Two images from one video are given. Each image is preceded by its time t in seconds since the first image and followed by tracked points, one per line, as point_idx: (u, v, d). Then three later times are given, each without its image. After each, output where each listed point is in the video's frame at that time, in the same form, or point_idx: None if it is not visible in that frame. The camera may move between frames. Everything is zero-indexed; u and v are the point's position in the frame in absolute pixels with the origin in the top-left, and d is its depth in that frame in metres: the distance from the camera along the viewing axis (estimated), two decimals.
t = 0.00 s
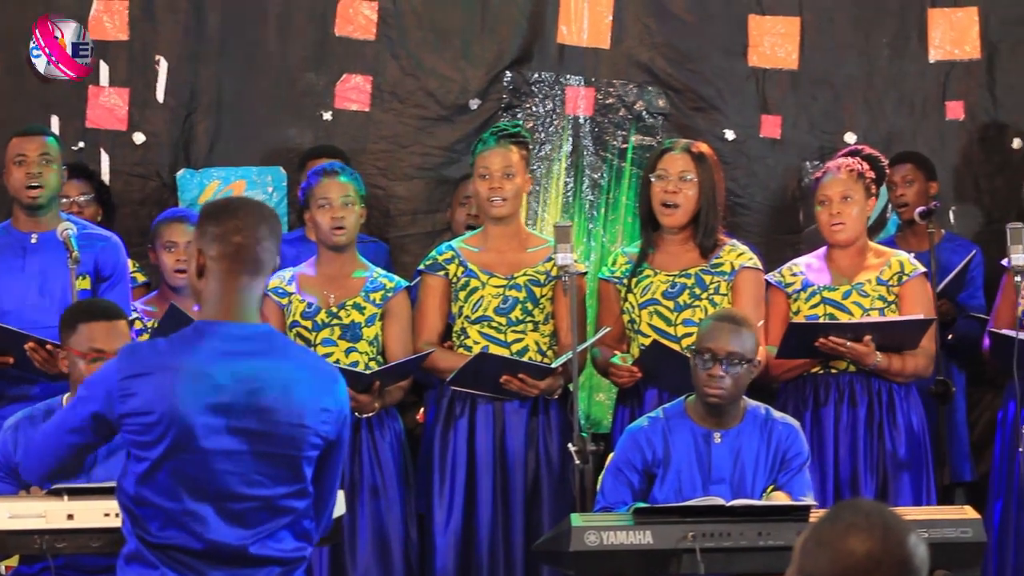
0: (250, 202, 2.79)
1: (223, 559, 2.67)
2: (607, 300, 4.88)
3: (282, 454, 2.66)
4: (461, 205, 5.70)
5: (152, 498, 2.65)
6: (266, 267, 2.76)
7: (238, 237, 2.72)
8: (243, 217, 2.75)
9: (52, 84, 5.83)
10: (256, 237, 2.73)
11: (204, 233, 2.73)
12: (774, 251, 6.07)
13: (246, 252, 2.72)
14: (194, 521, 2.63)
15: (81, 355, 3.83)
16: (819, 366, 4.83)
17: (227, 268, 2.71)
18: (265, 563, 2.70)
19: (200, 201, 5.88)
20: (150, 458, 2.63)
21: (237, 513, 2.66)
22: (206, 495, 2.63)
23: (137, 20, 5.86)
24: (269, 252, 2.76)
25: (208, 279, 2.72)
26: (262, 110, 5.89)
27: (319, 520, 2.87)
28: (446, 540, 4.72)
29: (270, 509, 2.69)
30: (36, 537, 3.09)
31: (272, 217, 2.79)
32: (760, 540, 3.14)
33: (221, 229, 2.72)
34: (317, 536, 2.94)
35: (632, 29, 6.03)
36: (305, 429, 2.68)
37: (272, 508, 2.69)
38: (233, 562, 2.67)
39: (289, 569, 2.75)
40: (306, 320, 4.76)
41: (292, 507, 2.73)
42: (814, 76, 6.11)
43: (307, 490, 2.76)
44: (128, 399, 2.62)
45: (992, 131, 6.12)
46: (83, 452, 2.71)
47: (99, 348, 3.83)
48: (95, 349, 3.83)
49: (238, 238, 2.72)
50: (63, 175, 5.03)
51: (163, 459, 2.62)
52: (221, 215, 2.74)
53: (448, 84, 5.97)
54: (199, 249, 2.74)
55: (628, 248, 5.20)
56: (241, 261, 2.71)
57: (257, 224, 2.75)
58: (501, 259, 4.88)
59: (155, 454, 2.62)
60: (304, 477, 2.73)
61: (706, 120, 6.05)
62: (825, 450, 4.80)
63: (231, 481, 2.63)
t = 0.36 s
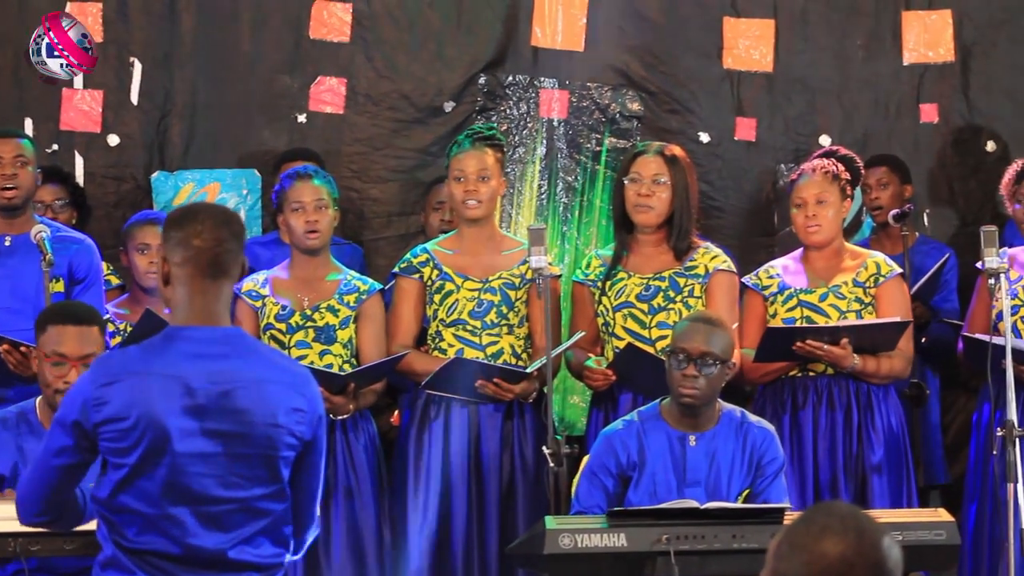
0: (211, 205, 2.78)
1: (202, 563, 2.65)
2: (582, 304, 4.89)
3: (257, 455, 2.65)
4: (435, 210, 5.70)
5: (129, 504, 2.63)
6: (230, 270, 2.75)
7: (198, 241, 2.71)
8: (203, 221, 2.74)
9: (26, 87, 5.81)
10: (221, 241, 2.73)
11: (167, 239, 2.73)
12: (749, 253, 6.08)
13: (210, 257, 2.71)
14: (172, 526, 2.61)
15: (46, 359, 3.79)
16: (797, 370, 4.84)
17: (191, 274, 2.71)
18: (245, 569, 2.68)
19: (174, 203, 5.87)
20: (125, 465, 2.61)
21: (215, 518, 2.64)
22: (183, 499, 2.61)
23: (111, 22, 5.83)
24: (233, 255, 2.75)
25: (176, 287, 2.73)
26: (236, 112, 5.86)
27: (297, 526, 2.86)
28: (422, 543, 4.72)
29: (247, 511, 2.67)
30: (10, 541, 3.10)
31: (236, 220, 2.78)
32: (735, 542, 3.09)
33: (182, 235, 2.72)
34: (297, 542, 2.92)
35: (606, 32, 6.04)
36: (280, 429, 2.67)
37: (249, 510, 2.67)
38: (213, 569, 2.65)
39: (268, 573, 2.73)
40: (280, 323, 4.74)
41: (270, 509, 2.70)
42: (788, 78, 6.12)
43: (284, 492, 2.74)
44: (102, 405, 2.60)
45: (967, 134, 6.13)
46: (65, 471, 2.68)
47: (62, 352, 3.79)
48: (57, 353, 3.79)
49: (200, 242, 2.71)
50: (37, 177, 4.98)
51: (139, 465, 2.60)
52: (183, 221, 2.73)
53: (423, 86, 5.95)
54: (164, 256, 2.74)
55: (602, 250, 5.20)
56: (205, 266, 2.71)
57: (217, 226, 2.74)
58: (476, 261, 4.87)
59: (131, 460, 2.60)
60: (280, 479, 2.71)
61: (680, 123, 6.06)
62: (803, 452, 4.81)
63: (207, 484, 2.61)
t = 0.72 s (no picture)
0: (192, 201, 2.73)
1: (192, 555, 2.65)
2: (576, 304, 4.89)
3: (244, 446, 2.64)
4: (429, 211, 5.70)
5: (118, 495, 2.63)
6: (211, 268, 2.71)
7: (172, 242, 2.68)
8: (180, 219, 2.70)
9: (21, 88, 5.81)
10: (205, 241, 2.69)
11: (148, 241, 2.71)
12: (743, 254, 6.09)
13: (196, 259, 2.69)
14: (161, 517, 2.61)
15: (34, 362, 3.80)
16: (793, 371, 4.84)
17: (171, 275, 2.70)
18: (234, 560, 2.68)
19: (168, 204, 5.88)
20: (114, 456, 2.62)
21: (203, 509, 2.63)
22: (173, 490, 2.62)
23: (105, 22, 5.83)
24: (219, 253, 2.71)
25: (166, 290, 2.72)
26: (230, 113, 5.86)
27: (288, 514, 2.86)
28: (415, 545, 4.72)
29: (237, 501, 2.67)
30: (3, 540, 3.10)
31: (215, 215, 2.73)
32: (729, 543, 3.08)
33: (160, 235, 2.70)
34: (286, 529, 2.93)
35: (600, 32, 6.04)
36: (267, 420, 2.66)
37: (239, 499, 2.67)
38: (203, 560, 2.65)
39: (258, 564, 2.73)
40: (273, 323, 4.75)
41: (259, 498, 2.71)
42: (782, 79, 6.13)
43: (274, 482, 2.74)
44: (89, 397, 2.61)
45: (961, 135, 6.14)
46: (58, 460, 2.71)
47: (51, 356, 3.80)
48: (46, 358, 3.80)
49: (186, 245, 2.68)
50: (31, 177, 4.97)
51: (126, 457, 2.60)
52: (165, 222, 2.70)
53: (417, 86, 5.95)
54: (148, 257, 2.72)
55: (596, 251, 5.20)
56: (192, 268, 2.69)
57: (193, 224, 2.70)
58: (470, 261, 4.87)
59: (118, 451, 2.61)
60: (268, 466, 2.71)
61: (674, 123, 6.06)
62: (797, 453, 4.82)
63: (194, 475, 2.61)
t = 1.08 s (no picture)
0: (203, 201, 2.75)
1: (184, 552, 2.63)
2: (563, 304, 4.89)
3: (242, 442, 2.62)
4: (417, 213, 5.70)
5: (111, 488, 2.61)
6: (219, 266, 2.71)
7: (185, 239, 2.70)
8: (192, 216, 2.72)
9: (9, 89, 5.79)
10: (214, 237, 2.71)
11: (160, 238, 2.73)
12: (731, 255, 6.09)
13: (205, 255, 2.70)
14: (155, 513, 2.59)
15: (29, 367, 3.78)
16: (782, 372, 4.85)
17: (179, 272, 2.70)
18: (226, 559, 2.66)
19: (155, 205, 5.87)
20: (109, 448, 2.59)
21: (198, 505, 2.62)
22: (168, 485, 2.60)
23: (94, 24, 5.81)
24: (229, 250, 2.73)
25: (173, 287, 2.73)
26: (219, 114, 5.85)
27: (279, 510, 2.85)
28: (404, 545, 4.71)
29: (232, 498, 2.65)
30: None
31: (226, 214, 2.74)
32: (717, 544, 3.04)
33: (171, 233, 2.71)
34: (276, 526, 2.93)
35: (589, 34, 6.04)
36: (266, 416, 2.64)
37: (234, 497, 2.66)
38: (195, 557, 2.64)
39: (250, 562, 2.72)
40: (258, 324, 4.76)
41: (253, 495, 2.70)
42: (770, 80, 6.13)
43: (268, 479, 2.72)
44: (86, 386, 2.58)
45: (949, 136, 6.14)
46: (50, 449, 2.68)
47: (47, 359, 3.79)
48: (43, 361, 3.79)
49: (197, 241, 2.70)
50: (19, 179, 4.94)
51: (121, 449, 2.58)
52: (176, 220, 2.72)
53: (405, 88, 5.94)
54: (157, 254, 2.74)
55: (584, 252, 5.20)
56: (201, 265, 2.70)
57: (204, 221, 2.71)
58: (459, 262, 4.87)
59: (113, 443, 2.58)
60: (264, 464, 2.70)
61: (662, 125, 6.06)
62: (786, 454, 4.83)
63: (190, 470, 2.59)
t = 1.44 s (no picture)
0: (182, 206, 2.90)
1: (169, 560, 2.75)
2: (542, 305, 4.90)
3: (226, 452, 2.77)
4: (394, 213, 5.69)
5: (98, 498, 2.73)
6: (202, 271, 2.87)
7: (169, 244, 2.84)
8: (176, 223, 2.86)
9: None
10: (194, 244, 2.85)
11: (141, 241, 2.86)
12: (708, 256, 6.10)
13: (189, 262, 2.84)
14: (141, 521, 2.72)
15: (7, 367, 3.76)
16: (762, 373, 4.86)
17: (163, 276, 2.84)
18: (210, 567, 2.79)
19: (133, 206, 5.84)
20: (96, 457, 2.72)
21: (183, 514, 2.74)
22: (154, 494, 2.72)
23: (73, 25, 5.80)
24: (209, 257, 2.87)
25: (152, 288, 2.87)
26: (197, 115, 5.83)
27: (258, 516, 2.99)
28: (382, 547, 4.70)
29: (216, 506, 2.79)
30: None
31: (207, 221, 2.89)
32: (695, 545, 3.00)
33: (156, 237, 2.85)
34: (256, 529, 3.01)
35: (567, 35, 6.04)
36: (250, 424, 2.79)
37: (217, 506, 2.79)
38: (180, 565, 2.76)
39: (232, 571, 2.84)
40: (235, 325, 4.73)
41: (235, 504, 2.83)
42: (749, 82, 6.14)
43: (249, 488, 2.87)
44: (76, 396, 2.72)
45: (927, 138, 6.16)
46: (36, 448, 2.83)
47: (24, 358, 3.77)
48: (20, 360, 3.77)
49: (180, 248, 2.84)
50: None
51: (110, 458, 2.71)
52: (155, 227, 2.86)
53: (383, 89, 5.94)
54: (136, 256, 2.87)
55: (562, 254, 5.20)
56: (182, 270, 2.84)
57: (188, 228, 2.86)
58: (437, 263, 4.86)
59: (102, 453, 2.71)
60: (245, 473, 2.84)
61: (640, 126, 6.07)
62: (765, 455, 4.83)
63: (176, 479, 2.72)
